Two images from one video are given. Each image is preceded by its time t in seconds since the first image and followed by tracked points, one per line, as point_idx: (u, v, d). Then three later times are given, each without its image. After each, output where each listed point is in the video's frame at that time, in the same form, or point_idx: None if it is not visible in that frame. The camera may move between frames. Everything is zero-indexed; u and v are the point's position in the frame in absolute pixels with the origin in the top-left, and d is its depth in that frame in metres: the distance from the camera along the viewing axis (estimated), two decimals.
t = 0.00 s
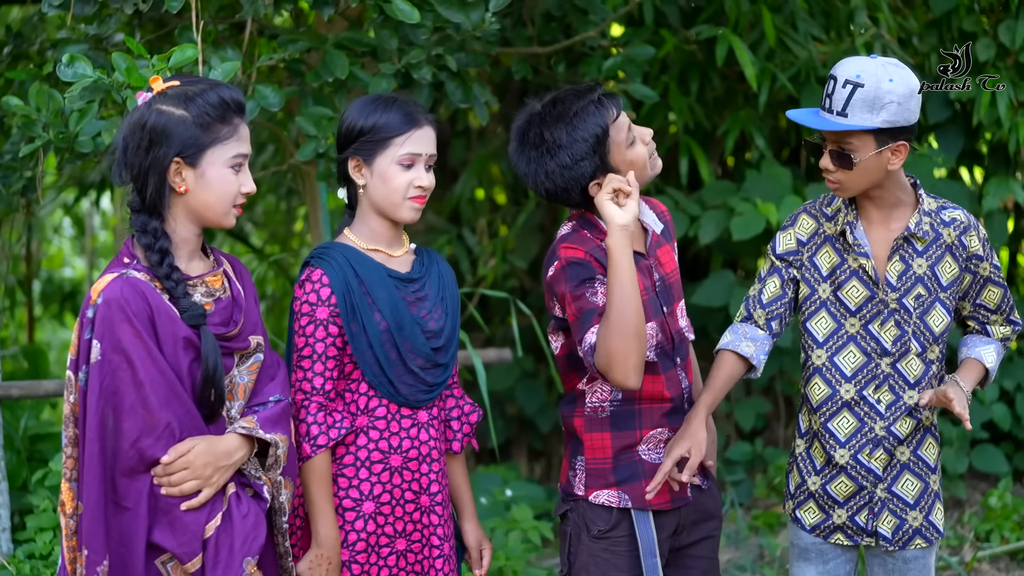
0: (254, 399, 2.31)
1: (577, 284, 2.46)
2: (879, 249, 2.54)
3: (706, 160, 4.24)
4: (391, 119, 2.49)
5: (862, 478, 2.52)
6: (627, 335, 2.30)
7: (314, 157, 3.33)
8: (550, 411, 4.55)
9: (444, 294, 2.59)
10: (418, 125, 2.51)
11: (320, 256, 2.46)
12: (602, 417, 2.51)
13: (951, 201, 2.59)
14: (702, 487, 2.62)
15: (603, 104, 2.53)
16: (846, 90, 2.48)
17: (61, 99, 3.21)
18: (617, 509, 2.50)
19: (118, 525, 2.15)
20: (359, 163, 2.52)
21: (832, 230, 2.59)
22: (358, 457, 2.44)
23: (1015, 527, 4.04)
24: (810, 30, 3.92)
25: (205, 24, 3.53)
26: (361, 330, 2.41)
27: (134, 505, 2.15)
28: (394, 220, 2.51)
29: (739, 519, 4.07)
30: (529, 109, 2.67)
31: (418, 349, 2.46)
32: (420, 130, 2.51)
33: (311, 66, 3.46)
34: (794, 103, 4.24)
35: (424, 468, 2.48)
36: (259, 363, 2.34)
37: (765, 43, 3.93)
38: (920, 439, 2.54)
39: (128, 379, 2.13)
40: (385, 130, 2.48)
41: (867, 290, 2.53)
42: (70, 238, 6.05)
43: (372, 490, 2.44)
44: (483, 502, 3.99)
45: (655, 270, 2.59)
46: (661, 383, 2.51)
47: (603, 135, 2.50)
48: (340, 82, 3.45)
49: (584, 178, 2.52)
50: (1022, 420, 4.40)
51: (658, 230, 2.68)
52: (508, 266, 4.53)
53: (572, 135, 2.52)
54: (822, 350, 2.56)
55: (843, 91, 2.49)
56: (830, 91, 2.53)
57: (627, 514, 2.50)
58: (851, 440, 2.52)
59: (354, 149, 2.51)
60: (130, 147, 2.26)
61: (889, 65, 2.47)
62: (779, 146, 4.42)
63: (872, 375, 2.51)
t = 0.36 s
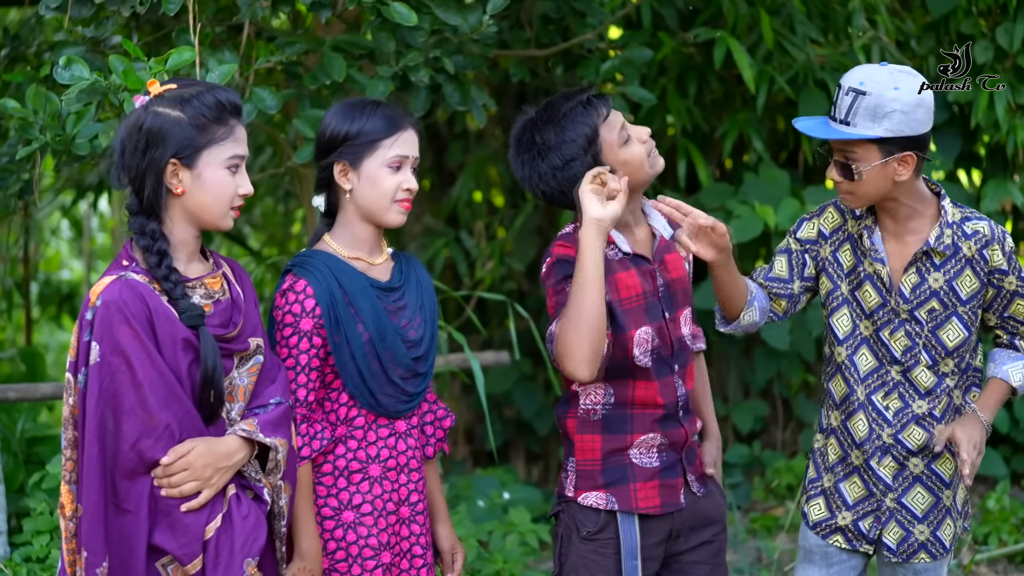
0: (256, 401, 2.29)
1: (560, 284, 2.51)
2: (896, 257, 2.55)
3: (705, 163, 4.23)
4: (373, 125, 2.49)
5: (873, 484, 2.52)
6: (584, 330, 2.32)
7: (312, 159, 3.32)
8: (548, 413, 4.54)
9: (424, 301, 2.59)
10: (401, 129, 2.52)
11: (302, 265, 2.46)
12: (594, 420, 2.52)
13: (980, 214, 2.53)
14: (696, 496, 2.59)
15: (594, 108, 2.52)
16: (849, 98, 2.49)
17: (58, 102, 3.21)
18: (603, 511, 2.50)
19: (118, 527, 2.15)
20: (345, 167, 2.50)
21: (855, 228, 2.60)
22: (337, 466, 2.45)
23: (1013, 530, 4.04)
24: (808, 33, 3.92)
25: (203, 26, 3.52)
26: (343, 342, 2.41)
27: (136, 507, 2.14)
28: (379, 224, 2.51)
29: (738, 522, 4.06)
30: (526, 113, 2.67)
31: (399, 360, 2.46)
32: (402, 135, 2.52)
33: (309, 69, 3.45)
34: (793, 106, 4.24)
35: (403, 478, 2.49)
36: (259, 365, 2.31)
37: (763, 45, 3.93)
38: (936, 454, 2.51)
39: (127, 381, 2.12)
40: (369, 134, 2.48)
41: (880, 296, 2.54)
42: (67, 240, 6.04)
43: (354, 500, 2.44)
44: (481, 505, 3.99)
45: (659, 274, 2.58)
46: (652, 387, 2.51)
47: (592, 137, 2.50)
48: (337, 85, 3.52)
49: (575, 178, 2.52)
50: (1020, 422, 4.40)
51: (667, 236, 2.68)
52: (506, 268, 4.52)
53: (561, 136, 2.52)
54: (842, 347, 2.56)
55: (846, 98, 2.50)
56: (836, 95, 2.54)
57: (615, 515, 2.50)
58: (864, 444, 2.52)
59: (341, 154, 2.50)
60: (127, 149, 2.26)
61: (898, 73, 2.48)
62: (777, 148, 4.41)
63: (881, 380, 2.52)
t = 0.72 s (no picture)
0: (257, 405, 2.30)
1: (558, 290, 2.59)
2: (877, 254, 2.56)
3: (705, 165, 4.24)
4: (370, 131, 2.50)
5: (862, 493, 2.52)
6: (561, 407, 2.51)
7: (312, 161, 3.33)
8: (547, 416, 4.55)
9: (416, 304, 2.59)
10: (399, 134, 2.53)
11: (293, 271, 2.47)
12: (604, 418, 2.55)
13: (960, 206, 2.59)
14: (708, 505, 2.54)
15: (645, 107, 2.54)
16: (815, 98, 2.51)
17: (58, 104, 3.21)
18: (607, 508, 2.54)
19: (121, 528, 2.15)
20: (344, 175, 2.50)
21: (834, 229, 2.60)
22: (332, 472, 2.45)
23: (1012, 533, 4.03)
24: (807, 36, 3.94)
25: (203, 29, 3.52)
26: (333, 348, 2.42)
27: (136, 509, 2.14)
28: (376, 233, 2.52)
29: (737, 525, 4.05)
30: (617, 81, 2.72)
31: (391, 365, 2.47)
32: (400, 139, 2.53)
33: (309, 72, 3.46)
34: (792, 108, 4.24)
35: (398, 483, 2.49)
36: (261, 370, 2.31)
37: (763, 48, 3.94)
38: (924, 458, 2.51)
39: (132, 382, 2.13)
40: (369, 142, 2.49)
41: (864, 296, 2.54)
42: (68, 242, 6.05)
43: (348, 506, 2.45)
44: (480, 508, 3.99)
45: (679, 280, 2.56)
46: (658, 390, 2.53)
47: (618, 122, 2.52)
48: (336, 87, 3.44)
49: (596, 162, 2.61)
50: (1019, 425, 4.40)
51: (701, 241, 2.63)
52: (505, 271, 4.53)
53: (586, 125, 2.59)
54: (826, 353, 2.56)
55: (813, 98, 2.51)
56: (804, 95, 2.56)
57: (616, 513, 2.54)
58: (852, 449, 2.52)
59: (340, 161, 2.50)
60: (126, 153, 2.26)
61: (864, 70, 2.49)
62: (776, 150, 4.42)
63: (869, 384, 2.52)
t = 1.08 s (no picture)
0: (261, 410, 2.30)
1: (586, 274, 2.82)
2: (864, 254, 2.56)
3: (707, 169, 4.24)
4: (391, 144, 2.49)
5: (844, 494, 2.51)
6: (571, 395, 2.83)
7: (315, 165, 3.33)
8: (549, 420, 4.56)
9: (428, 301, 2.61)
10: (420, 151, 2.52)
11: (305, 273, 2.47)
12: (609, 411, 2.71)
13: (948, 207, 2.57)
14: (699, 510, 2.62)
15: (673, 122, 2.64)
16: (805, 102, 2.52)
17: (62, 108, 3.21)
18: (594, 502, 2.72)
19: (125, 532, 2.15)
20: (357, 184, 2.50)
21: (819, 231, 2.62)
22: (355, 472, 2.45)
23: (1015, 536, 4.04)
24: (809, 40, 3.94)
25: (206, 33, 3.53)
26: (351, 346, 2.42)
27: (138, 512, 2.15)
28: (380, 246, 2.53)
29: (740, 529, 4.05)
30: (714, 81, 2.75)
31: (408, 362, 2.47)
32: (420, 158, 2.51)
33: (312, 76, 3.46)
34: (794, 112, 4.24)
35: (416, 480, 2.49)
36: (266, 374, 2.32)
37: (765, 52, 3.95)
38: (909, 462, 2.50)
39: (137, 385, 2.12)
40: (389, 157, 2.48)
41: (852, 293, 2.54)
42: (68, 246, 6.04)
43: (371, 505, 2.45)
44: (483, 511, 3.99)
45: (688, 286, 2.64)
46: (654, 391, 2.63)
47: (647, 128, 2.66)
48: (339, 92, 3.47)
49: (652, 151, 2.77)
50: (1021, 429, 4.40)
51: (722, 255, 2.71)
52: (507, 274, 4.54)
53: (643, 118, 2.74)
54: (809, 354, 2.57)
55: (803, 103, 2.52)
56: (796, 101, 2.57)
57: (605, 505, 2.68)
58: (834, 449, 2.52)
59: (354, 170, 2.50)
60: (127, 162, 2.25)
61: (853, 72, 2.50)
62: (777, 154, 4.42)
63: (855, 384, 2.52)
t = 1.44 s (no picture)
0: (268, 414, 2.30)
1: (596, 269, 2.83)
2: (881, 256, 2.56)
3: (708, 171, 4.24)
4: (400, 131, 2.51)
5: (852, 496, 2.51)
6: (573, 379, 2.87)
7: (317, 167, 3.33)
8: (551, 422, 4.55)
9: (453, 308, 2.60)
10: (428, 135, 2.54)
11: (331, 275, 2.48)
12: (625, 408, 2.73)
13: (965, 213, 2.57)
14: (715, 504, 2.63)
15: (688, 130, 2.66)
16: (843, 97, 2.54)
17: (65, 110, 3.21)
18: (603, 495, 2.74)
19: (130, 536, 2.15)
20: (374, 175, 2.52)
21: (838, 233, 2.63)
22: (372, 478, 2.45)
23: (1016, 538, 4.04)
24: (812, 41, 3.94)
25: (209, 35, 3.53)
26: (374, 352, 2.43)
27: (145, 517, 2.15)
28: (407, 238, 2.53)
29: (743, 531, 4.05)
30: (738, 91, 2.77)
31: (430, 367, 2.47)
32: (430, 140, 2.53)
33: (315, 78, 3.46)
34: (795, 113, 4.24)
35: (434, 486, 2.49)
36: (274, 377, 2.31)
37: (767, 53, 3.94)
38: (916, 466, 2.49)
39: (140, 390, 2.13)
40: (398, 142, 2.50)
41: (864, 296, 2.54)
42: (69, 247, 6.03)
43: (388, 511, 2.45)
44: (485, 513, 3.99)
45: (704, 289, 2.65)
46: (670, 389, 2.64)
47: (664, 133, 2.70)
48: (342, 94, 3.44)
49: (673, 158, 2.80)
50: (1022, 431, 4.40)
51: (739, 259, 2.73)
52: (508, 276, 4.54)
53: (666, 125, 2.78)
54: (822, 355, 2.58)
55: (840, 98, 2.54)
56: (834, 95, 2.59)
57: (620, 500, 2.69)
58: (842, 451, 2.52)
59: (370, 160, 2.52)
60: (128, 168, 2.25)
61: (896, 78, 2.51)
62: (779, 155, 4.42)
63: (864, 386, 2.52)
